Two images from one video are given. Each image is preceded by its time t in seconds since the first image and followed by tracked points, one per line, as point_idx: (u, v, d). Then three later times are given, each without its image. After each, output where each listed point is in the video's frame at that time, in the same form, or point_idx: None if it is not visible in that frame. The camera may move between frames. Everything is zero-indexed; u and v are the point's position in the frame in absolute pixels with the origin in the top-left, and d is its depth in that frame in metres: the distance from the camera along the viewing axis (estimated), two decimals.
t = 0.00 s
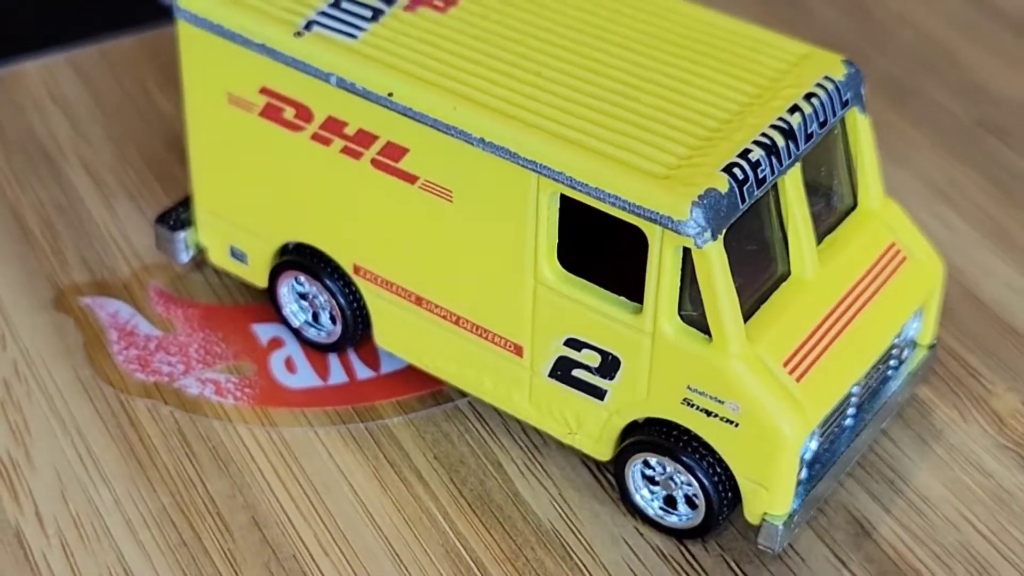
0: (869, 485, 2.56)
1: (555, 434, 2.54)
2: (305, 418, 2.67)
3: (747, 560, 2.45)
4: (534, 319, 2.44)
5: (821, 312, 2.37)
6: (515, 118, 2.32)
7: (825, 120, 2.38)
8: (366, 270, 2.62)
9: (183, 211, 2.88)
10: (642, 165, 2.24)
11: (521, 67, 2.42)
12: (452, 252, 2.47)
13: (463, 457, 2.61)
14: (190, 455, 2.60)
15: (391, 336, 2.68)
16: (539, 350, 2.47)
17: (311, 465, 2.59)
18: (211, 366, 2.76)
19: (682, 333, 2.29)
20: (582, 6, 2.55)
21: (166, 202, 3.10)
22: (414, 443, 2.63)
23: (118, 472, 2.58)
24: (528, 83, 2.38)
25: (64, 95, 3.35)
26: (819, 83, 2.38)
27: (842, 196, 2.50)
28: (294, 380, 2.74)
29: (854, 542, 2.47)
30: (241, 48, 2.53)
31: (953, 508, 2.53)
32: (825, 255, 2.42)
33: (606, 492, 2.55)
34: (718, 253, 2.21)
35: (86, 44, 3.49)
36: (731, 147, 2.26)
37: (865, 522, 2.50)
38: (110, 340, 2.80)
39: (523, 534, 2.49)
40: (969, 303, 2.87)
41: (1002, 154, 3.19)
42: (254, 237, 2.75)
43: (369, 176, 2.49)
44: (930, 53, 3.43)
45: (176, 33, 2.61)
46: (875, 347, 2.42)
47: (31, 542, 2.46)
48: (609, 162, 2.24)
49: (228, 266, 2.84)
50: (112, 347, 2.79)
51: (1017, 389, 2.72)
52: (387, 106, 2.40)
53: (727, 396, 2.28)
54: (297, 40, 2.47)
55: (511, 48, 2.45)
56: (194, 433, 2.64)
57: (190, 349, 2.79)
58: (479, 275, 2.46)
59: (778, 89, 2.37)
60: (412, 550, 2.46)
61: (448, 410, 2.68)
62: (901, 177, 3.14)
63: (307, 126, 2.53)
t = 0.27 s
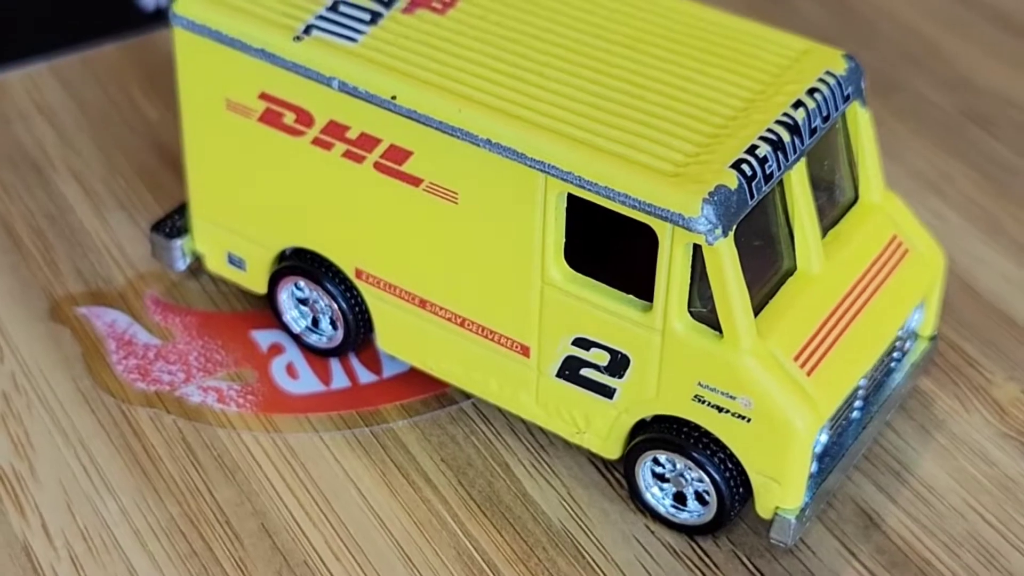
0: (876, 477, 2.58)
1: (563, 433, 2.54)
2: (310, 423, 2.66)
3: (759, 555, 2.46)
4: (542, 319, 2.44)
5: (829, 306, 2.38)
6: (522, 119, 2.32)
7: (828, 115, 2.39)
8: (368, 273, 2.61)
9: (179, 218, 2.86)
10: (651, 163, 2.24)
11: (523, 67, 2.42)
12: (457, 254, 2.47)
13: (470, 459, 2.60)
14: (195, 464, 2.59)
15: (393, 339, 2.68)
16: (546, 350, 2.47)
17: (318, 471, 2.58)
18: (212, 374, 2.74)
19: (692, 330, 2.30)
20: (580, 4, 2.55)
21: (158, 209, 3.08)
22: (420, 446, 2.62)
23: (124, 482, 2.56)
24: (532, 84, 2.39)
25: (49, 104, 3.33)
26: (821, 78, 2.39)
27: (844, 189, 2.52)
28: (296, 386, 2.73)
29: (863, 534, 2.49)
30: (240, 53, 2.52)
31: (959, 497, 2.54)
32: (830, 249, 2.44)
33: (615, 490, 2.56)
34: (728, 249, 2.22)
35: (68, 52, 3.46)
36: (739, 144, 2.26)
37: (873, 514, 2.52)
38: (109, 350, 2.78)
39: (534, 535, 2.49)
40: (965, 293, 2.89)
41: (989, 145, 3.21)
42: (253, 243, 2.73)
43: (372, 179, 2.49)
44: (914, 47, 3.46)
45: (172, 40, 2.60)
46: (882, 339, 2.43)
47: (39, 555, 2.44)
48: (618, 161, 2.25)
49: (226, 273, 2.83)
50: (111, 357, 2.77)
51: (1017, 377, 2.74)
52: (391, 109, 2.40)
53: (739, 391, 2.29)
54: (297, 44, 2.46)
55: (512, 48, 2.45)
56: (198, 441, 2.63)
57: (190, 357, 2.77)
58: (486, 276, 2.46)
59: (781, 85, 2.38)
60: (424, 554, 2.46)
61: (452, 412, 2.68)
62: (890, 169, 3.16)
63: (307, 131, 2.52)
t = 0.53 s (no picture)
0: (885, 466, 2.59)
1: (575, 433, 2.54)
2: (317, 431, 2.64)
3: (775, 547, 2.47)
4: (553, 319, 2.44)
5: (840, 297, 2.39)
6: (531, 120, 2.32)
7: (832, 107, 2.40)
8: (373, 279, 2.61)
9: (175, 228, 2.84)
10: (664, 160, 2.24)
11: (527, 68, 2.42)
12: (465, 256, 2.47)
13: (481, 461, 2.60)
14: (204, 476, 2.57)
15: (398, 344, 2.67)
16: (557, 350, 2.47)
17: (329, 479, 2.57)
18: (215, 385, 2.72)
19: (707, 326, 2.31)
20: (577, 4, 2.55)
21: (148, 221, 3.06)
22: (429, 450, 2.62)
23: (134, 497, 2.54)
24: (538, 85, 2.39)
25: (29, 118, 3.30)
26: (824, 71, 2.41)
27: (847, 180, 2.53)
28: (301, 395, 2.71)
29: (876, 522, 2.50)
30: (238, 61, 2.51)
31: (968, 482, 2.57)
32: (838, 240, 2.45)
33: (627, 488, 2.56)
34: (743, 243, 2.23)
35: (47, 66, 3.44)
36: (749, 138, 2.27)
37: (886, 503, 2.53)
38: (108, 364, 2.76)
39: (551, 535, 2.49)
40: (959, 280, 2.91)
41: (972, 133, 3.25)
42: (253, 252, 2.72)
43: (377, 185, 2.48)
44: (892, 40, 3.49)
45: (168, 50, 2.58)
46: (891, 328, 2.45)
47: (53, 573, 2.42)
48: (631, 159, 2.25)
49: (224, 283, 2.81)
50: (111, 371, 2.75)
51: (1016, 361, 2.77)
52: (397, 113, 2.39)
53: (756, 385, 2.30)
54: (298, 50, 2.45)
55: (514, 49, 2.45)
56: (206, 453, 2.61)
57: (191, 368, 2.75)
58: (495, 278, 2.45)
59: (785, 79, 2.39)
60: (441, 558, 2.45)
61: (459, 415, 2.68)
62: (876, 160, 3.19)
63: (310, 138, 2.51)
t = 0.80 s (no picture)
0: (893, 451, 2.62)
1: (588, 432, 2.55)
2: (327, 440, 2.63)
3: (792, 536, 2.49)
4: (566, 318, 2.45)
5: (850, 286, 2.42)
6: (542, 122, 2.32)
7: (834, 99, 2.43)
8: (378, 285, 2.60)
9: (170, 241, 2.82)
10: (678, 157, 2.26)
11: (531, 70, 2.42)
12: (475, 259, 2.47)
13: (493, 463, 2.60)
14: (217, 490, 2.56)
15: (404, 349, 2.66)
16: (570, 349, 2.48)
17: (343, 487, 2.56)
18: (219, 398, 2.71)
19: (723, 320, 2.32)
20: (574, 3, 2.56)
21: (136, 235, 3.04)
22: (441, 454, 2.62)
23: (148, 514, 2.52)
24: (544, 86, 2.39)
25: (7, 135, 3.26)
26: (825, 64, 2.43)
27: (848, 169, 2.55)
28: (308, 404, 2.70)
29: (888, 507, 2.54)
30: (238, 72, 2.49)
31: (975, 464, 2.60)
32: (843, 230, 2.48)
33: (641, 484, 2.57)
34: (759, 237, 2.25)
35: (20, 83, 3.41)
36: (759, 132, 2.29)
37: (897, 488, 2.56)
38: (110, 381, 2.73)
39: (570, 534, 2.50)
40: (950, 264, 2.95)
41: (949, 121, 3.29)
42: (253, 262, 2.70)
43: (383, 191, 2.47)
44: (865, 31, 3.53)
45: (164, 63, 2.56)
46: (899, 315, 2.48)
47: None
48: (645, 157, 2.26)
49: (222, 295, 2.79)
50: (113, 388, 2.72)
51: (1011, 343, 2.81)
52: (405, 119, 2.39)
53: (773, 376, 2.32)
54: (300, 59, 2.44)
55: (517, 51, 2.46)
56: (217, 467, 2.59)
57: (194, 382, 2.73)
58: (505, 279, 2.46)
59: (787, 72, 2.41)
60: (462, 562, 2.45)
61: (468, 418, 2.68)
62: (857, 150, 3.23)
63: (313, 146, 2.50)
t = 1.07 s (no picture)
0: (899, 436, 2.65)
1: (601, 429, 2.56)
2: (337, 448, 2.62)
3: (809, 524, 2.51)
4: (578, 317, 2.45)
5: (859, 273, 2.44)
6: (552, 121, 2.32)
7: (836, 89, 2.45)
8: (383, 291, 2.59)
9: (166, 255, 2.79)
10: (691, 152, 2.27)
11: (535, 70, 2.42)
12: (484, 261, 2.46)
13: (506, 465, 2.60)
14: (230, 504, 2.54)
15: (411, 354, 2.66)
16: (583, 348, 2.48)
17: (358, 495, 2.54)
18: (224, 411, 2.68)
19: (739, 313, 2.34)
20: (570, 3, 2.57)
21: (124, 250, 3.00)
22: (453, 458, 2.61)
23: (162, 530, 2.49)
24: (550, 86, 2.40)
25: None
26: (825, 54, 2.45)
27: (847, 159, 2.57)
28: (314, 414, 2.68)
29: (900, 491, 2.56)
30: (238, 81, 2.47)
31: (981, 444, 2.63)
32: (847, 219, 2.50)
33: (655, 479, 2.58)
34: (774, 228, 2.26)
35: None
36: (769, 125, 2.31)
37: (907, 472, 2.59)
38: (111, 399, 2.70)
39: (588, 531, 2.50)
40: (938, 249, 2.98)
41: (924, 107, 3.33)
42: (253, 273, 2.68)
43: (390, 197, 2.47)
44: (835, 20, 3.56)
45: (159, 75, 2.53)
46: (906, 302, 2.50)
47: None
48: (658, 153, 2.27)
49: (221, 307, 2.77)
50: (114, 405, 2.69)
51: (1005, 324, 2.84)
52: (412, 123, 2.38)
53: (790, 366, 2.34)
54: (302, 66, 2.43)
55: (519, 52, 2.46)
56: (228, 480, 2.57)
57: (196, 396, 2.71)
58: (516, 281, 2.46)
59: (790, 64, 2.43)
60: (484, 565, 2.45)
61: (476, 421, 2.67)
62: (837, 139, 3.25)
63: (316, 153, 2.48)
